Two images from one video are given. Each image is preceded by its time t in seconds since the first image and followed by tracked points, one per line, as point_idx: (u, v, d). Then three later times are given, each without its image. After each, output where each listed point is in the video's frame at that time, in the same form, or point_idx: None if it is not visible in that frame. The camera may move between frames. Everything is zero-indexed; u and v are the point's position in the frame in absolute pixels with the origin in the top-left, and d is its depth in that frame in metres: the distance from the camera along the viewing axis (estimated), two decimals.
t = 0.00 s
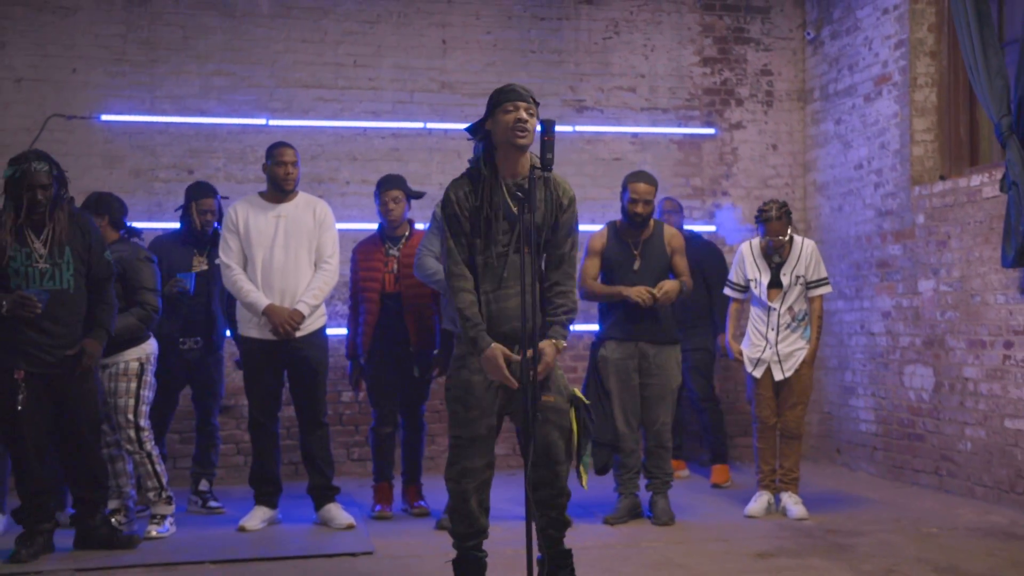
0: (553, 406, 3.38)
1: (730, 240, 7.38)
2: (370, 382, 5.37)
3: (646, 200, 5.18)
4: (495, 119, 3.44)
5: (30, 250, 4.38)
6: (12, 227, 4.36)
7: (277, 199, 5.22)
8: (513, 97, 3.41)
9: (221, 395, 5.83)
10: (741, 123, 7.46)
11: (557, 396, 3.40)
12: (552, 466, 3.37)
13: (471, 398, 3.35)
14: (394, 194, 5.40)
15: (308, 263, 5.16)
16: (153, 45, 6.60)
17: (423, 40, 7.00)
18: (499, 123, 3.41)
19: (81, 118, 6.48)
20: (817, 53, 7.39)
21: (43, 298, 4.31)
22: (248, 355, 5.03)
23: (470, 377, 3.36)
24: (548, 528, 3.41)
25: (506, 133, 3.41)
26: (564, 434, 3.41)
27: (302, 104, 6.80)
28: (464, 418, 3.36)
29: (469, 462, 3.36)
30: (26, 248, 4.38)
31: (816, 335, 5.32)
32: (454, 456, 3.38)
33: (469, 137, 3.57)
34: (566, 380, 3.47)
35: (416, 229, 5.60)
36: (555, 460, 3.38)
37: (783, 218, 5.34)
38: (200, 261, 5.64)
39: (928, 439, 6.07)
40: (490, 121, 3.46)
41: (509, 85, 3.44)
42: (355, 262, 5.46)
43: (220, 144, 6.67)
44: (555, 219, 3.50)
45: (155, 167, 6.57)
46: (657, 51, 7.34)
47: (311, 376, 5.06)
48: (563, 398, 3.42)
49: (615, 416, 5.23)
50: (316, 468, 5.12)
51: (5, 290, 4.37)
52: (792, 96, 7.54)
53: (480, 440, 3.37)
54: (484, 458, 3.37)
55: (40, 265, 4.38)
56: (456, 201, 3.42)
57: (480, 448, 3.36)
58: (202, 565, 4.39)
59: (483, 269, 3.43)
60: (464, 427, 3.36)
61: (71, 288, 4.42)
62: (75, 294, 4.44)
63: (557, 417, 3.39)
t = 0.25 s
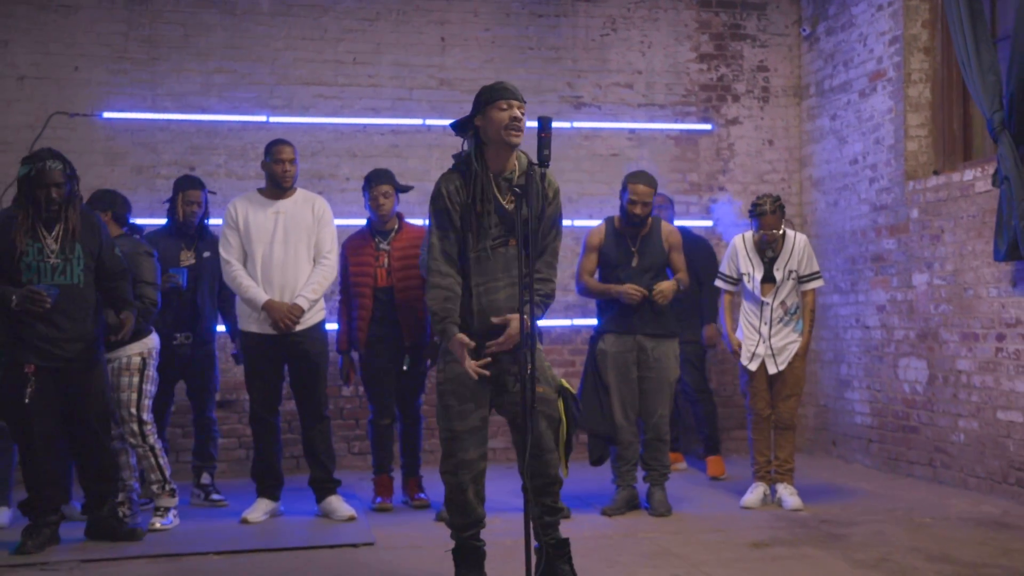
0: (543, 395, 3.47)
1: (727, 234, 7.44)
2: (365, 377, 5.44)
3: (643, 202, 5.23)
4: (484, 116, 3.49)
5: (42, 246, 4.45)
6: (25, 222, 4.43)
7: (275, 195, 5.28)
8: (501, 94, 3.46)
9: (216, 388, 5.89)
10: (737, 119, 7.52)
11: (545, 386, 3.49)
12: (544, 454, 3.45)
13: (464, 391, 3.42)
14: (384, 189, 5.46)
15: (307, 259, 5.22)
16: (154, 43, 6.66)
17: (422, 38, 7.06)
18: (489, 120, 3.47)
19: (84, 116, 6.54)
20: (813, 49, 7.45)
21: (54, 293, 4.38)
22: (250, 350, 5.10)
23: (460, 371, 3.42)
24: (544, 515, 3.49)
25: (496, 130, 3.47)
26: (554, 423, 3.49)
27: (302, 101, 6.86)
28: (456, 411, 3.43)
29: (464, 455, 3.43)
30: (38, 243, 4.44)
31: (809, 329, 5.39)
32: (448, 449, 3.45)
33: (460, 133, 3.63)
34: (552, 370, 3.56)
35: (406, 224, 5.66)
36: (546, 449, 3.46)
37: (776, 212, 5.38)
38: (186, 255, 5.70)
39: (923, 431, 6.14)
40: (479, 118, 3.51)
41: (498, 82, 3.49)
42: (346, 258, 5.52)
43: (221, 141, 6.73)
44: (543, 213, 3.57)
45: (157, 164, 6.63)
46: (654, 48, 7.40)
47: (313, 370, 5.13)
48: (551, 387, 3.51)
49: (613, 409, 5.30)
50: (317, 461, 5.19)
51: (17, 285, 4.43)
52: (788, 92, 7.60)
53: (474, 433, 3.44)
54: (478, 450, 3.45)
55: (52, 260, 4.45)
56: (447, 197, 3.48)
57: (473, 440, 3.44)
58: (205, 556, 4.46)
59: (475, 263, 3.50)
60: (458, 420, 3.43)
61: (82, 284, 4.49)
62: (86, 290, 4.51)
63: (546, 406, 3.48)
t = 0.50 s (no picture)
0: (539, 385, 3.53)
1: (723, 228, 7.50)
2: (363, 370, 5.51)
3: (641, 201, 5.29)
4: (482, 113, 3.54)
5: (57, 239, 4.55)
6: (41, 215, 4.53)
7: (276, 191, 5.34)
8: (496, 92, 3.50)
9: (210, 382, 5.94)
10: (734, 114, 7.58)
11: (542, 376, 3.56)
12: (542, 444, 3.53)
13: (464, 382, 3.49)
14: (379, 186, 5.52)
15: (307, 253, 5.28)
16: (155, 39, 6.71)
17: (420, 33, 7.12)
18: (486, 118, 3.52)
19: (86, 111, 6.59)
20: (809, 45, 7.51)
21: (70, 286, 4.49)
22: (251, 343, 5.17)
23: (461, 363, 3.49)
24: (540, 503, 3.56)
25: (493, 128, 3.52)
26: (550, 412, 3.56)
27: (302, 97, 6.92)
28: (457, 402, 3.50)
29: (464, 445, 3.50)
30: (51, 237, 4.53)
31: (802, 322, 5.46)
32: (448, 439, 3.52)
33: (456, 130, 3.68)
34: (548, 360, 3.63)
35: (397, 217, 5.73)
36: (545, 438, 3.53)
37: (770, 212, 5.41)
38: (175, 252, 5.73)
39: (916, 422, 6.21)
40: (477, 115, 3.57)
41: (494, 81, 3.54)
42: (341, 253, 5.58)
43: (222, 136, 6.79)
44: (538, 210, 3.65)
45: (158, 159, 6.68)
46: (651, 43, 7.45)
47: (313, 362, 5.19)
48: (548, 377, 3.58)
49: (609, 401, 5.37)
50: (318, 452, 5.25)
51: (32, 278, 4.53)
52: (784, 87, 7.66)
53: (473, 423, 3.51)
54: (478, 440, 3.52)
55: (65, 254, 4.54)
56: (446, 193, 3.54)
57: (473, 431, 3.51)
58: (208, 545, 4.53)
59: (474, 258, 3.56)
60: (458, 411, 3.50)
61: (95, 277, 4.59)
62: (98, 284, 4.61)
63: (543, 396, 3.55)
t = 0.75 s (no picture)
0: (548, 377, 3.59)
1: (720, 221, 7.56)
2: (361, 362, 5.57)
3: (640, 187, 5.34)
4: (488, 108, 3.60)
5: (74, 232, 4.61)
6: (59, 207, 4.60)
7: (283, 184, 5.40)
8: (498, 85, 3.57)
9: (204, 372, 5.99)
10: (731, 107, 7.63)
11: (552, 369, 3.63)
12: (549, 436, 3.60)
13: (474, 372, 3.55)
14: (384, 183, 5.53)
15: (313, 245, 5.32)
16: (156, 33, 6.76)
17: (420, 27, 7.16)
18: (492, 112, 3.58)
19: (88, 104, 6.64)
20: (806, 39, 7.56)
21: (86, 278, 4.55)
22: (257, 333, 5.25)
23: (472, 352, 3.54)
24: (540, 493, 3.63)
25: (499, 120, 3.58)
26: (557, 405, 3.62)
27: (302, 90, 6.96)
28: (467, 392, 3.55)
29: (473, 434, 3.56)
30: (70, 229, 4.60)
31: (795, 313, 5.53)
32: (457, 429, 3.57)
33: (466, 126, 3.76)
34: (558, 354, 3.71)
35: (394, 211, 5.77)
36: (551, 430, 3.60)
37: (763, 201, 5.50)
38: (168, 244, 5.76)
39: (910, 413, 6.28)
40: (484, 110, 3.63)
41: (498, 74, 3.59)
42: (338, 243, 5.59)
43: (222, 129, 6.84)
44: (548, 204, 3.69)
45: (159, 152, 6.73)
46: (649, 37, 7.50)
47: (314, 353, 5.23)
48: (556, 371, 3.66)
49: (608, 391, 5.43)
50: (318, 442, 5.32)
51: (50, 270, 4.60)
52: (781, 81, 7.71)
53: (483, 413, 3.57)
54: (487, 430, 3.57)
55: (83, 246, 4.61)
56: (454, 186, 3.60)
57: (484, 420, 3.57)
58: (210, 534, 4.59)
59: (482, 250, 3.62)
60: (468, 401, 3.55)
61: (111, 270, 4.67)
62: (115, 276, 4.69)
63: (552, 389, 3.62)
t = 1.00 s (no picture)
0: (555, 367, 3.63)
1: (718, 212, 7.60)
2: (362, 351, 5.61)
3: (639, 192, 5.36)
4: (498, 99, 3.64)
5: (87, 222, 4.66)
6: (73, 199, 4.65)
7: (290, 173, 5.45)
8: (507, 77, 3.60)
9: (201, 361, 6.04)
10: (729, 99, 7.66)
11: (560, 359, 3.65)
12: (554, 424, 3.64)
13: (481, 359, 3.59)
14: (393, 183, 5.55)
15: (319, 234, 5.36)
16: (157, 22, 6.79)
17: (419, 17, 7.19)
18: (502, 103, 3.62)
19: (89, 93, 6.67)
20: (804, 30, 7.59)
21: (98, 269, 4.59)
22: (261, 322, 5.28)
23: (481, 339, 3.59)
24: (541, 481, 3.68)
25: (509, 111, 3.61)
26: (562, 395, 3.65)
27: (302, 80, 7.00)
28: (473, 378, 3.59)
29: (476, 420, 3.60)
30: (83, 221, 4.65)
31: (790, 303, 5.58)
32: (461, 414, 3.62)
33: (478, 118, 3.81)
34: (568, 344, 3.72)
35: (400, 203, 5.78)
36: (556, 419, 3.64)
37: (756, 196, 5.49)
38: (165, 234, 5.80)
39: (905, 403, 6.34)
40: (494, 101, 3.66)
41: (507, 66, 3.62)
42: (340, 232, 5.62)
43: (223, 119, 6.87)
44: (558, 195, 3.73)
45: (160, 141, 6.77)
46: (648, 28, 7.53)
47: (314, 340, 5.28)
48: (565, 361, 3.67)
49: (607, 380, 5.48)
50: (319, 430, 5.37)
51: (64, 259, 4.65)
52: (779, 72, 7.74)
53: (488, 400, 3.61)
54: (491, 416, 3.62)
55: (97, 238, 4.66)
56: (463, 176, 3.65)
57: (489, 406, 3.61)
58: (211, 519, 4.65)
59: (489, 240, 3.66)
60: (475, 387, 3.59)
61: (124, 260, 4.71)
62: (128, 268, 4.73)
63: (559, 378, 3.64)
